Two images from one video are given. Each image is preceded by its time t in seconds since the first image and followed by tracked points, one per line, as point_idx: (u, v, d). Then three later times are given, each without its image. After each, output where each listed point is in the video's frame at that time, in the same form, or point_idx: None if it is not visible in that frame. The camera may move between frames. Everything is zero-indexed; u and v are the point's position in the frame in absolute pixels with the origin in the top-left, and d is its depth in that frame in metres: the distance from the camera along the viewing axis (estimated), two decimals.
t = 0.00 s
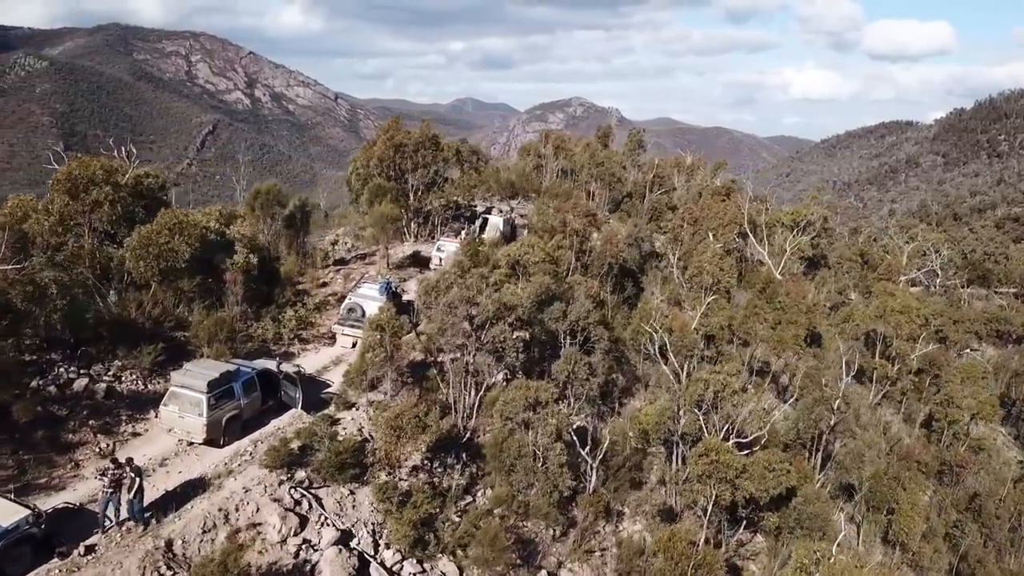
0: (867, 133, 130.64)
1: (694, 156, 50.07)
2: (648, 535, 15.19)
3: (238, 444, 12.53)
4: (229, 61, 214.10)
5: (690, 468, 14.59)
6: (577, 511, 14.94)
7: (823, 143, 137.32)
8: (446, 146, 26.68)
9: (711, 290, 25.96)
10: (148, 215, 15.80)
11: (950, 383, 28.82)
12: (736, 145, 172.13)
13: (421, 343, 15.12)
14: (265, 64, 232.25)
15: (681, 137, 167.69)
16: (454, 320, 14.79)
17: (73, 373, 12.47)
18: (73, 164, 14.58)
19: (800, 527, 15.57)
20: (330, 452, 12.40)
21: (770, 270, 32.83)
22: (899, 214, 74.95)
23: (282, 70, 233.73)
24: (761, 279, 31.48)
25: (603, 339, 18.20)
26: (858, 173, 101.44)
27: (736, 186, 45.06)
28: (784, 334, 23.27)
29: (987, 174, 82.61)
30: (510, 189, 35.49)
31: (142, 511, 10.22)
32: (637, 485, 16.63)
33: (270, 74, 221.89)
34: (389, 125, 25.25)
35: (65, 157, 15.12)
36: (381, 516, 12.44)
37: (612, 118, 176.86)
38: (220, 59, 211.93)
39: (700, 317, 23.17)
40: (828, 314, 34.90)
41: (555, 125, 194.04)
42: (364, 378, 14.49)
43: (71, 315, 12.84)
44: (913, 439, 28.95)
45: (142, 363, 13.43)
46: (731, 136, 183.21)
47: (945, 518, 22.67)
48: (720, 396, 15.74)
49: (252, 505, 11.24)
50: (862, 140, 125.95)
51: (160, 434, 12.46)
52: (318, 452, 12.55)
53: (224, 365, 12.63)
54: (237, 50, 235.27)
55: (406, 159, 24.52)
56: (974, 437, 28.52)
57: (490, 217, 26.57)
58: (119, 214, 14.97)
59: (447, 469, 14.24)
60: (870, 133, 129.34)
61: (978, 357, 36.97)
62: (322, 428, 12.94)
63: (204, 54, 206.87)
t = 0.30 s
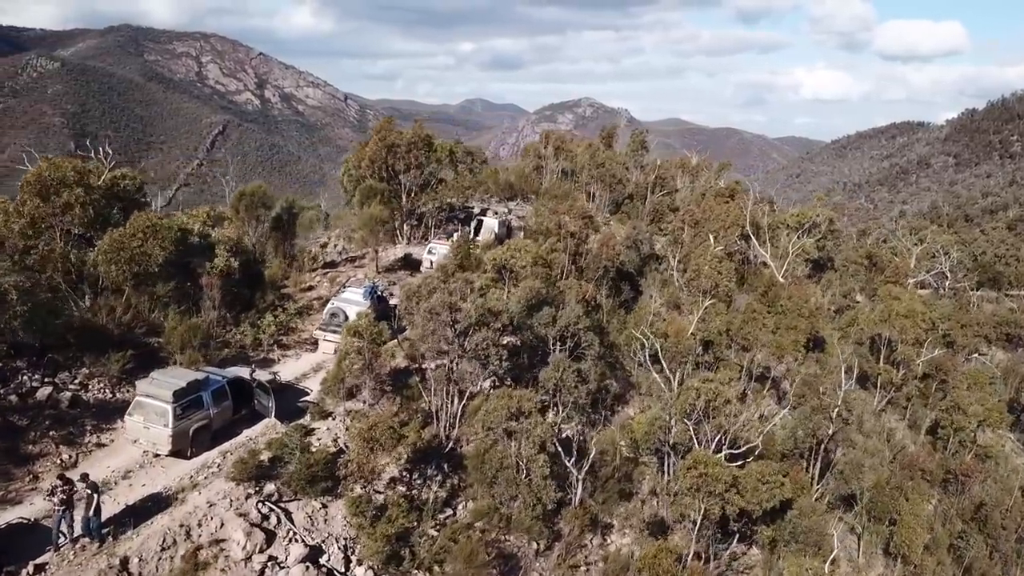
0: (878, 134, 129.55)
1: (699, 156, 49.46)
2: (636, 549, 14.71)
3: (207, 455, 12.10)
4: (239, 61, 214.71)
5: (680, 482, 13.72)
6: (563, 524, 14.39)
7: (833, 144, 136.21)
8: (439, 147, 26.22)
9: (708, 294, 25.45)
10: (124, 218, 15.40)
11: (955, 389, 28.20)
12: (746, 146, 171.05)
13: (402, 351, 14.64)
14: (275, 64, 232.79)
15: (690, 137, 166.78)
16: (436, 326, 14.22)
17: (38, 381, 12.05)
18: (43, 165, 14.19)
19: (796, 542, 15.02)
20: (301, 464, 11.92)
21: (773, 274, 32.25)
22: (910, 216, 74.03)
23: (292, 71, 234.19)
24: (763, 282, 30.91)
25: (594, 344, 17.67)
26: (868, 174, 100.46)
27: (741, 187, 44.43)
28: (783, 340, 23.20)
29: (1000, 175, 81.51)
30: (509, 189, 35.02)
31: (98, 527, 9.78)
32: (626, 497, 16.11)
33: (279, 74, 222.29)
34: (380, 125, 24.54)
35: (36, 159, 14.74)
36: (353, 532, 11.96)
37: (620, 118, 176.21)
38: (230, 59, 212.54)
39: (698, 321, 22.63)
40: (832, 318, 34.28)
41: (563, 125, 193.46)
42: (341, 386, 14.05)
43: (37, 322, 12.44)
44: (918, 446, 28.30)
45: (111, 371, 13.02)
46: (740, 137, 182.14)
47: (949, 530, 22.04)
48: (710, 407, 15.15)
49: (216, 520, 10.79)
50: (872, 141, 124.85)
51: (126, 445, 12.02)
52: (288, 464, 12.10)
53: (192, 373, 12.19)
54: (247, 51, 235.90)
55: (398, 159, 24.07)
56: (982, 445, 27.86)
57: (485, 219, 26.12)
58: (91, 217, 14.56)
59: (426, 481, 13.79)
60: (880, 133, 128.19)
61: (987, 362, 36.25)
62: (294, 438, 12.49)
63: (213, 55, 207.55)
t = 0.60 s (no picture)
0: (888, 135, 128.40)
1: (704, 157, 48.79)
2: (623, 564, 14.18)
3: (171, 468, 11.66)
4: (249, 62, 215.36)
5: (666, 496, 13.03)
6: (546, 538, 13.87)
7: (843, 144, 135.09)
8: (432, 148, 25.76)
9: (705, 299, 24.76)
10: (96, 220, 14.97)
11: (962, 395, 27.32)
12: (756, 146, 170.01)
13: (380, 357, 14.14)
14: (285, 65, 233.24)
15: (700, 138, 165.83)
16: (414, 333, 13.74)
17: None
18: (11, 165, 13.76)
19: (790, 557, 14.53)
20: (267, 478, 11.42)
21: (775, 278, 31.67)
22: (921, 217, 73.10)
23: (301, 71, 234.59)
24: (765, 286, 30.37)
25: (583, 351, 17.25)
26: (878, 175, 99.48)
27: (745, 189, 43.79)
28: (782, 346, 22.28)
29: (1013, 176, 80.39)
30: (508, 191, 34.53)
31: (46, 544, 9.27)
32: (614, 509, 15.60)
33: (289, 75, 222.68)
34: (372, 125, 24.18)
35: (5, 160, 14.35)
36: (321, 549, 11.44)
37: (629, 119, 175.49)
38: (239, 61, 213.06)
39: (693, 326, 22.09)
40: (836, 322, 33.68)
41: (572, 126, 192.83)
42: (316, 395, 13.58)
43: None
44: (923, 454, 27.64)
45: (76, 380, 12.57)
46: (750, 138, 181.04)
47: (952, 541, 21.42)
48: (701, 418, 14.52)
49: (175, 537, 10.30)
50: (883, 141, 123.73)
51: (87, 457, 11.56)
52: (255, 477, 11.60)
53: (157, 383, 11.74)
54: (257, 51, 236.53)
55: (390, 160, 23.60)
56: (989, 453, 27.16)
57: (478, 222, 25.71)
58: (60, 220, 14.14)
59: (402, 493, 13.30)
60: (891, 134, 127.00)
61: (996, 367, 35.50)
62: (262, 450, 12.02)
63: (223, 56, 208.27)
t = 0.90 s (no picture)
0: (899, 135, 127.14)
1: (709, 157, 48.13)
2: None
3: (130, 481, 11.21)
4: (258, 63, 215.70)
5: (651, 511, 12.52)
6: (526, 552, 13.37)
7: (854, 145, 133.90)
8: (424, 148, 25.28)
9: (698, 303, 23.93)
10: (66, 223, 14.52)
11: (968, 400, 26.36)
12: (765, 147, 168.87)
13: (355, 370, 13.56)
14: (294, 65, 233.50)
15: (709, 138, 164.78)
16: (390, 340, 13.23)
17: None
18: None
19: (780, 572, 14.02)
20: (228, 491, 10.92)
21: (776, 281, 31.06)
22: (932, 218, 72.10)
23: (311, 71, 234.76)
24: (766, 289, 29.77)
25: (569, 357, 16.85)
26: (889, 176, 98.38)
27: (749, 190, 43.13)
28: (780, 352, 21.86)
29: None
30: (505, 192, 34.01)
31: None
32: (600, 522, 15.01)
33: (298, 75, 222.94)
34: (362, 125, 23.72)
35: None
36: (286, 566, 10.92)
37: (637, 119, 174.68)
38: (249, 61, 213.46)
39: (687, 330, 21.60)
40: (840, 327, 33.01)
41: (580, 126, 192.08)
42: (289, 403, 13.12)
43: None
44: (928, 462, 26.87)
45: (37, 388, 12.07)
46: (759, 138, 179.82)
47: (955, 552, 20.73)
48: (688, 428, 14.00)
49: (128, 554, 9.79)
50: (894, 142, 122.53)
51: (44, 470, 11.09)
52: (218, 490, 11.10)
53: (116, 392, 11.27)
54: (266, 52, 236.96)
55: (380, 160, 23.12)
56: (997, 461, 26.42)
57: (471, 223, 25.27)
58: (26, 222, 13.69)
59: (375, 507, 12.81)
60: (902, 134, 125.75)
61: (1006, 372, 34.72)
62: (227, 462, 11.53)
63: (233, 56, 208.70)
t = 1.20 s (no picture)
0: (910, 135, 125.90)
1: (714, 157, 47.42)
2: None
3: (86, 495, 10.73)
4: (268, 63, 216.02)
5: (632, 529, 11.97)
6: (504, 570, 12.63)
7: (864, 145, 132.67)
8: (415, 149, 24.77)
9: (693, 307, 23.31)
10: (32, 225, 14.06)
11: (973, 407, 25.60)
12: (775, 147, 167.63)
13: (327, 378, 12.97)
14: (304, 65, 233.78)
15: (718, 139, 163.73)
16: (362, 349, 12.68)
17: None
18: None
19: None
20: (186, 508, 10.41)
21: (778, 284, 30.40)
22: (943, 219, 71.05)
23: (320, 71, 234.99)
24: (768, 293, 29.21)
25: (555, 365, 16.35)
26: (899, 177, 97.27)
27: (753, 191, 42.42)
28: (777, 359, 21.21)
29: None
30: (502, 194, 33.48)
31: None
32: (585, 537, 14.44)
33: (307, 75, 223.18)
34: (351, 125, 23.22)
35: None
36: None
37: (646, 119, 173.93)
38: (259, 61, 213.81)
39: (682, 337, 21.03)
40: (844, 331, 32.34)
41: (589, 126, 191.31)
42: (257, 414, 12.59)
43: None
44: (934, 470, 26.02)
45: None
46: (769, 138, 178.64)
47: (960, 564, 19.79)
48: (675, 440, 13.40)
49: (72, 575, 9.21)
50: (905, 142, 121.20)
51: None
52: (175, 506, 10.57)
53: (71, 403, 10.80)
54: (276, 52, 237.42)
55: (368, 161, 22.60)
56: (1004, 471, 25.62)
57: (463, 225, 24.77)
58: None
59: (346, 521, 12.32)
60: (914, 135, 124.48)
61: (1016, 378, 33.87)
62: (187, 477, 11.05)
63: (242, 56, 209.07)
